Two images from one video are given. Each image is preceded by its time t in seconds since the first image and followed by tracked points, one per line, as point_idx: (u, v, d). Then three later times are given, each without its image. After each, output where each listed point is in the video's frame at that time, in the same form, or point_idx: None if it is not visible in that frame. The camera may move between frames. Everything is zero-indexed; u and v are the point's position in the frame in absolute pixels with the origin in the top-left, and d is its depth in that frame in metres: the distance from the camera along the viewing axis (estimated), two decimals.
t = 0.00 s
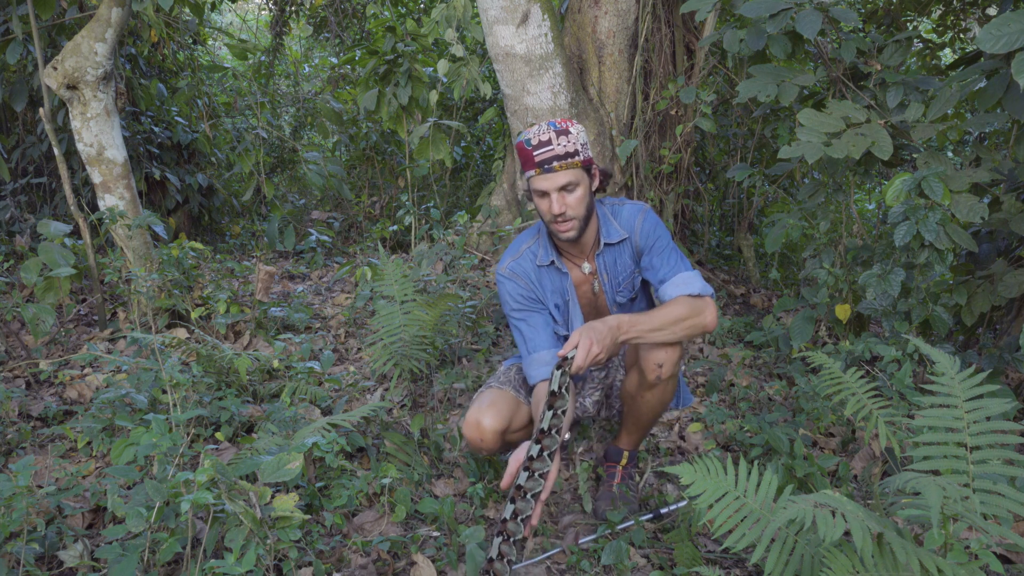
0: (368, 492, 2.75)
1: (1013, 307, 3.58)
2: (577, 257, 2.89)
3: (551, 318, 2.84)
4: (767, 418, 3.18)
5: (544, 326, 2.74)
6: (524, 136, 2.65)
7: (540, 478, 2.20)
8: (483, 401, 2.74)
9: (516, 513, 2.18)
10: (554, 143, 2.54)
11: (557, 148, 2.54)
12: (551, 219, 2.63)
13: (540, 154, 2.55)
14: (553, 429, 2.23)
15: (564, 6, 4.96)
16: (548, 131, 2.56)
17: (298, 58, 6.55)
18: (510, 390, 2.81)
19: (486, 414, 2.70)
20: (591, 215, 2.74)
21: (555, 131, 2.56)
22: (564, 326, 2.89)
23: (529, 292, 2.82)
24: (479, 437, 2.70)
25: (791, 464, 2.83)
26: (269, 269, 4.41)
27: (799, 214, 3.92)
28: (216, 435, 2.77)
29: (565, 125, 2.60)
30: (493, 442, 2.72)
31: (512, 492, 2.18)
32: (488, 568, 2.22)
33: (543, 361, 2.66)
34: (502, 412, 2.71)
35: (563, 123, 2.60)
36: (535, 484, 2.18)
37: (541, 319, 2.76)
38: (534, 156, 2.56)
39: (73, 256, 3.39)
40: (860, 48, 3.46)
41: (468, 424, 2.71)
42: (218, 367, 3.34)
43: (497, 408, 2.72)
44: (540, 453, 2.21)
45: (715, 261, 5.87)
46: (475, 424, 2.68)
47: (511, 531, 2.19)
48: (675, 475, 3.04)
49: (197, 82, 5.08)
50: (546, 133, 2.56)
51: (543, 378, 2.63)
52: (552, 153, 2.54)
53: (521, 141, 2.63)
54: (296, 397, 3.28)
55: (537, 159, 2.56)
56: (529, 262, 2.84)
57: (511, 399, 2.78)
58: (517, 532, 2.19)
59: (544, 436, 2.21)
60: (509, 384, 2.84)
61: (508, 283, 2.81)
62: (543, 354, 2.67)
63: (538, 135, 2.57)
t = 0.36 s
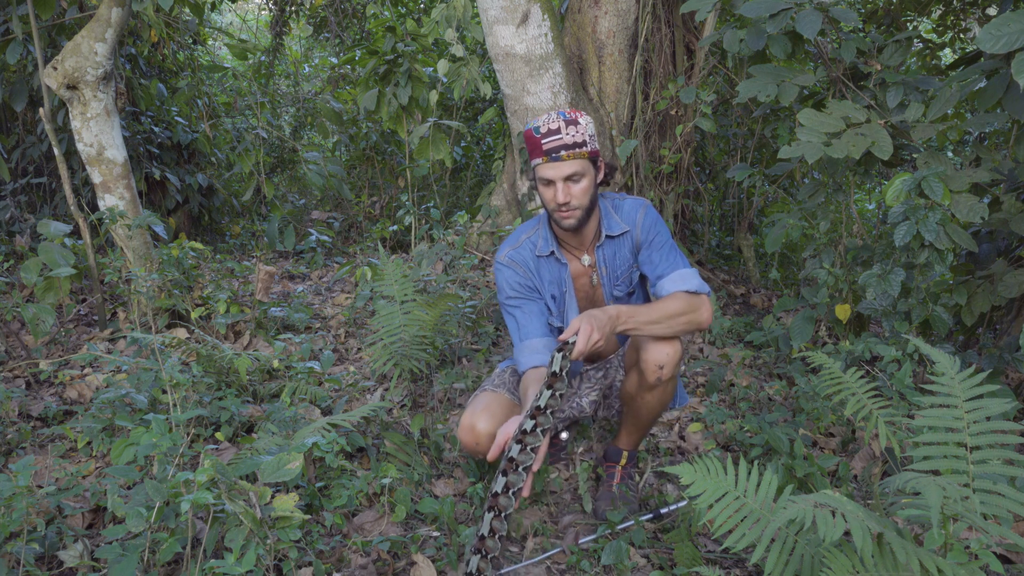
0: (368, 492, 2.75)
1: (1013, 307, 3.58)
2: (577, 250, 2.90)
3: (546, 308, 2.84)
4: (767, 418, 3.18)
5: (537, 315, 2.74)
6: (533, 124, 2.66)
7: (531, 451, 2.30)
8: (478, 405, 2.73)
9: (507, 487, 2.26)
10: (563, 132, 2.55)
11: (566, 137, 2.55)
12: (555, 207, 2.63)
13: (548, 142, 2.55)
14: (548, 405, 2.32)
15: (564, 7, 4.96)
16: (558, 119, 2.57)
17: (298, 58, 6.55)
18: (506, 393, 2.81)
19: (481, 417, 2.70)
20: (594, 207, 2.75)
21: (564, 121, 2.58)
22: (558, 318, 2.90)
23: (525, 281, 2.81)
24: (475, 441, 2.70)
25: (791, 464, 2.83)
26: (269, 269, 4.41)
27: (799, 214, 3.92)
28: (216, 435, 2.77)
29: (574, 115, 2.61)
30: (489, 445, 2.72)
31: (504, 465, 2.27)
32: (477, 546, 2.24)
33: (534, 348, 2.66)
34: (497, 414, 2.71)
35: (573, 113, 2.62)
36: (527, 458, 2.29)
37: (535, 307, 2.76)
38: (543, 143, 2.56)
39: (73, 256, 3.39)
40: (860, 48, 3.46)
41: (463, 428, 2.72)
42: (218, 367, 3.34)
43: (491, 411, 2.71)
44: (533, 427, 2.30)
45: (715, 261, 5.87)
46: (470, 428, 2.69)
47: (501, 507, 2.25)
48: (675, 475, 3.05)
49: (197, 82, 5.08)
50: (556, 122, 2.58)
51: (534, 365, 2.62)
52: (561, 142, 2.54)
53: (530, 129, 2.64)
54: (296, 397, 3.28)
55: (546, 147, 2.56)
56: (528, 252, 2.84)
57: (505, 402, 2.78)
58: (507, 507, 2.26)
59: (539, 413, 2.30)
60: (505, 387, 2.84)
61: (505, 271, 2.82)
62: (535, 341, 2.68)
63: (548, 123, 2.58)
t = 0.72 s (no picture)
0: (368, 492, 2.75)
1: (1013, 307, 3.58)
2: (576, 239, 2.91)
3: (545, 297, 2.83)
4: (767, 418, 3.19)
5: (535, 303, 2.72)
6: (542, 111, 2.66)
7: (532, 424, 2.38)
8: (478, 409, 2.72)
9: (510, 457, 2.34)
10: (574, 121, 2.57)
11: (577, 126, 2.57)
12: (561, 195, 2.64)
13: (559, 130, 2.56)
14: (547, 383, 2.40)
15: (564, 7, 4.96)
16: (570, 107, 2.58)
17: (298, 58, 6.54)
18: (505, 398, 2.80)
19: (480, 422, 2.68)
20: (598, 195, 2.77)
21: (576, 110, 2.59)
22: (556, 308, 2.88)
23: (525, 270, 2.81)
24: (474, 446, 2.69)
25: (791, 464, 2.84)
26: (269, 269, 4.41)
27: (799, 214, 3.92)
28: (216, 435, 2.77)
29: (585, 104, 2.62)
30: (488, 451, 2.71)
31: (506, 436, 2.35)
32: (483, 519, 2.31)
33: (530, 336, 2.63)
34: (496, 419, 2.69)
35: (585, 103, 2.63)
36: (529, 429, 2.37)
37: (534, 295, 2.74)
38: (553, 130, 2.57)
39: (73, 256, 3.39)
40: (860, 48, 3.46)
41: (463, 434, 2.71)
42: (218, 367, 3.34)
43: (491, 415, 2.70)
44: (534, 401, 2.38)
45: (715, 261, 5.87)
46: (469, 433, 2.68)
47: (504, 479, 2.33)
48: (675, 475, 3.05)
49: (197, 82, 5.08)
50: (567, 110, 2.59)
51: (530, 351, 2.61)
52: (572, 130, 2.56)
53: (539, 116, 2.65)
54: (296, 397, 3.28)
55: (555, 134, 2.57)
56: (528, 242, 2.84)
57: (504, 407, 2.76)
58: (511, 478, 2.33)
59: (538, 388, 2.38)
60: (504, 392, 2.83)
61: (505, 260, 2.81)
62: (531, 329, 2.65)
63: (559, 111, 2.59)
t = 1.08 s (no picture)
0: (368, 492, 2.75)
1: (1013, 307, 3.58)
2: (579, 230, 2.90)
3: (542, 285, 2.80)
4: (767, 418, 3.19)
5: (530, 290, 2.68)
6: (579, 106, 2.61)
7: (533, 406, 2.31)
8: (475, 414, 2.69)
9: (516, 440, 2.27)
10: (612, 125, 2.55)
11: (614, 129, 2.55)
12: (585, 194, 2.62)
13: (597, 131, 2.53)
14: (547, 365, 2.33)
15: (564, 7, 4.96)
16: (610, 109, 2.55)
17: (298, 57, 6.54)
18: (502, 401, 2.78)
19: (478, 427, 2.66)
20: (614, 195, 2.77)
21: (614, 112, 2.57)
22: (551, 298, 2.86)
23: (526, 256, 2.77)
24: (473, 451, 2.68)
25: (791, 464, 2.84)
26: (269, 269, 4.41)
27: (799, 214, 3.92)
28: (216, 435, 2.77)
29: (621, 107, 2.61)
30: (486, 455, 2.70)
31: (510, 419, 2.28)
32: (494, 507, 2.28)
33: (523, 321, 2.59)
34: (493, 422, 2.67)
35: (620, 107, 2.61)
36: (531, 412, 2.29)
37: (530, 281, 2.70)
38: (591, 130, 2.53)
39: (73, 256, 3.39)
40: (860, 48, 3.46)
41: (460, 438, 2.69)
42: (218, 367, 3.34)
43: (488, 419, 2.67)
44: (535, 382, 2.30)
45: (715, 261, 5.87)
46: (467, 439, 2.66)
47: (512, 464, 2.27)
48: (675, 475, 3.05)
49: (197, 82, 5.08)
50: (606, 111, 2.56)
51: (521, 337, 2.57)
52: (609, 134, 2.54)
53: (576, 111, 2.59)
54: (296, 397, 3.28)
55: (592, 135, 2.54)
56: (531, 229, 2.82)
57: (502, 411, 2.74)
58: (518, 461, 2.27)
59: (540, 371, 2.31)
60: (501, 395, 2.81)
61: (506, 245, 2.77)
62: (524, 314, 2.61)
63: (599, 111, 2.55)
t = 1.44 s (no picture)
0: (368, 492, 2.75)
1: (1013, 307, 3.58)
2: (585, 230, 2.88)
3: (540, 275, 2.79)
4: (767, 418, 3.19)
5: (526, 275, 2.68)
6: (618, 115, 2.56)
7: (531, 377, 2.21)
8: (478, 417, 2.69)
9: (514, 414, 2.18)
10: (648, 141, 2.53)
11: (649, 147, 2.53)
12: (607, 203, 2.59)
13: (632, 146, 2.50)
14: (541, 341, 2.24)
15: (564, 7, 4.96)
16: (649, 126, 2.53)
17: (298, 57, 6.54)
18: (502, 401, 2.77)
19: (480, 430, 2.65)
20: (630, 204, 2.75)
21: (651, 130, 2.54)
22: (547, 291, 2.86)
23: (528, 244, 2.78)
24: (476, 454, 2.68)
25: (791, 464, 2.84)
26: (269, 269, 4.41)
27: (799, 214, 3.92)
28: (216, 435, 2.78)
29: (656, 123, 2.59)
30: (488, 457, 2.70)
31: (507, 393, 2.17)
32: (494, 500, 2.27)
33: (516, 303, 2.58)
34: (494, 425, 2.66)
35: (656, 123, 2.59)
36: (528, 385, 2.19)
37: (528, 268, 2.70)
38: (627, 144, 2.50)
39: (73, 256, 3.39)
40: (860, 48, 3.46)
41: (463, 441, 2.69)
42: (218, 367, 3.35)
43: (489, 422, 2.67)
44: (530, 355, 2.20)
45: (715, 261, 5.87)
46: (470, 442, 2.66)
47: (511, 438, 2.20)
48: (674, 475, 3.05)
49: (198, 81, 5.08)
50: (645, 128, 2.53)
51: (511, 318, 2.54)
52: (643, 150, 2.52)
53: (614, 120, 2.54)
54: (296, 397, 3.28)
55: (628, 148, 2.51)
56: (536, 220, 2.83)
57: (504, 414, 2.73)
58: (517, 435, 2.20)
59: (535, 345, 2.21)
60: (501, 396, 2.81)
61: (510, 230, 2.78)
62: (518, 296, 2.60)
63: (638, 126, 2.52)
